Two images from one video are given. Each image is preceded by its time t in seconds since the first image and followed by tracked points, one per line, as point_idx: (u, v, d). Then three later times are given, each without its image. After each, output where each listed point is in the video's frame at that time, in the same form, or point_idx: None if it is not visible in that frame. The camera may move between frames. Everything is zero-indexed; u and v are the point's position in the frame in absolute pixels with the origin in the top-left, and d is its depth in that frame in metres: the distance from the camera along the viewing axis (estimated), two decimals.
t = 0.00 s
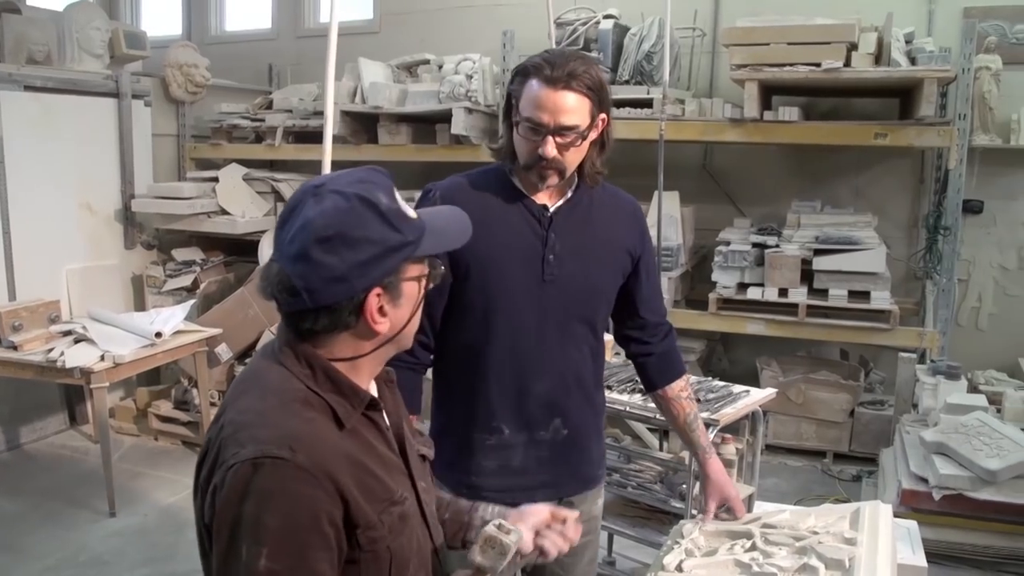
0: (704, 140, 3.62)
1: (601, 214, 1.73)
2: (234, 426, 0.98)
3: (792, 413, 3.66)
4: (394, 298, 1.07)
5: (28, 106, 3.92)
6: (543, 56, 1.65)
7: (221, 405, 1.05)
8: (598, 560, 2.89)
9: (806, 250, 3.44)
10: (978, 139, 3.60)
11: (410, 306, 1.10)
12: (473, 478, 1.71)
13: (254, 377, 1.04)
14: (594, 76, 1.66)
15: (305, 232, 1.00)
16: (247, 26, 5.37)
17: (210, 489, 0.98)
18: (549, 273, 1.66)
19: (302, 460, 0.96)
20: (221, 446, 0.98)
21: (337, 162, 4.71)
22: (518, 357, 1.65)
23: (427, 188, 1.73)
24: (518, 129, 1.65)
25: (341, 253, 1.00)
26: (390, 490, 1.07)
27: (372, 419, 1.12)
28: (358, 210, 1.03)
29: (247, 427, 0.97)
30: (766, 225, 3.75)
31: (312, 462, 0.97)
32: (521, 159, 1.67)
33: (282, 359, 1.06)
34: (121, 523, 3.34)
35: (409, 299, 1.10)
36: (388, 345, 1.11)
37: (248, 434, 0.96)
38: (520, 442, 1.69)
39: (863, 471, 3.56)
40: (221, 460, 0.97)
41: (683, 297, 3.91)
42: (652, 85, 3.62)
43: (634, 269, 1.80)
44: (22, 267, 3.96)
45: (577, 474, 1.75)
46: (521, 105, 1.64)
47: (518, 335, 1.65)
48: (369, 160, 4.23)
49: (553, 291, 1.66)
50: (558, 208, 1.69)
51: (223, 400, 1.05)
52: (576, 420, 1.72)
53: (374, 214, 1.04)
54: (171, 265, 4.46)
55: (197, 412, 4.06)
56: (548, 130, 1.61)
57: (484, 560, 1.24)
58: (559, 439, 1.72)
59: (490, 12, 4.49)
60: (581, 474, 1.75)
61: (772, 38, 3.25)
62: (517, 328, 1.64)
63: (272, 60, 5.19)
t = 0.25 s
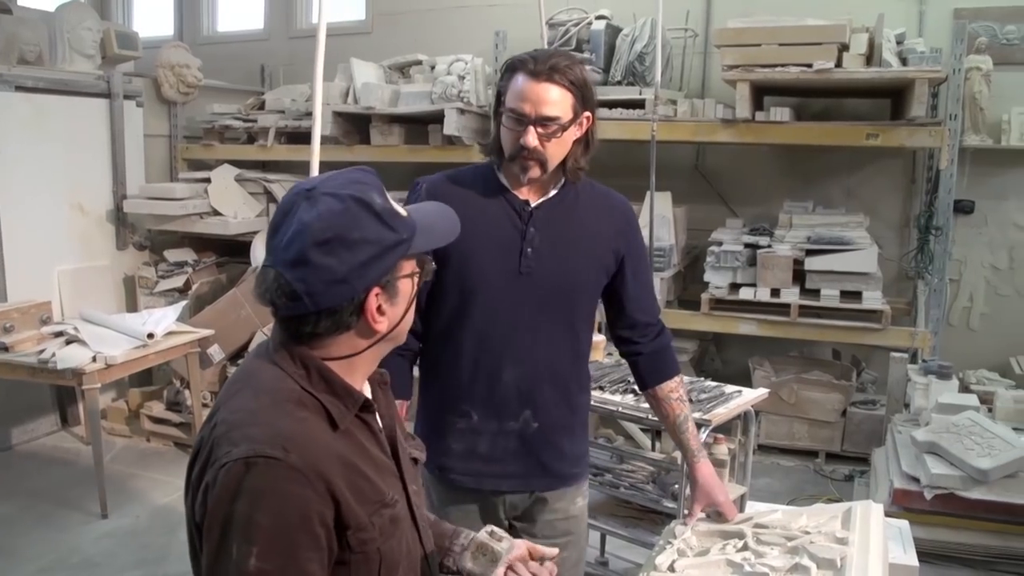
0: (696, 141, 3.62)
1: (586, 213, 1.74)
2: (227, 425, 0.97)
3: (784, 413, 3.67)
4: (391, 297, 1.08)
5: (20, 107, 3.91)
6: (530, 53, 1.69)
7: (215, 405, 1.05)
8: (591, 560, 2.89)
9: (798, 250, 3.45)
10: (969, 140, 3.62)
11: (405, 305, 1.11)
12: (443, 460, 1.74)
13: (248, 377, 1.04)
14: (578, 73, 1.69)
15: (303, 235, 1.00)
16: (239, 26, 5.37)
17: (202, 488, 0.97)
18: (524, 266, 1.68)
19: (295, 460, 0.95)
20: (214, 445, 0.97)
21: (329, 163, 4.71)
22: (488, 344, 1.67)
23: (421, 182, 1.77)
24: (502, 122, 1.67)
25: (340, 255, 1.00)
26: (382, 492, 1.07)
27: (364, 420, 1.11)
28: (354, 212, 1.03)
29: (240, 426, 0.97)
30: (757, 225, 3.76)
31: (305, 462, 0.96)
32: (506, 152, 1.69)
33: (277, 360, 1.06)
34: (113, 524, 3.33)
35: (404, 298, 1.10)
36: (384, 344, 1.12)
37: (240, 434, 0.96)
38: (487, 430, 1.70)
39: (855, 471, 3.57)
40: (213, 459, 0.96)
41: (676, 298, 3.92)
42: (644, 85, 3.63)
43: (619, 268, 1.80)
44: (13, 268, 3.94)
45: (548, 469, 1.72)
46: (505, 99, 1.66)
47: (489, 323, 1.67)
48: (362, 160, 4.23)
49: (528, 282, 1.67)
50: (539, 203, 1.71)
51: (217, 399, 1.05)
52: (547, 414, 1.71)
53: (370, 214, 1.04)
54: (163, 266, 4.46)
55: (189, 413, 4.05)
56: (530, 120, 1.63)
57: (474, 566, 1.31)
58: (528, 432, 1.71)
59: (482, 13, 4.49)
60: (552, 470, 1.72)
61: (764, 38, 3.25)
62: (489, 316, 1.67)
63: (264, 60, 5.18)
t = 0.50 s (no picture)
0: (688, 142, 3.62)
1: (576, 214, 1.74)
2: (224, 427, 0.97)
3: (776, 414, 3.68)
4: (384, 297, 1.08)
5: (11, 108, 3.89)
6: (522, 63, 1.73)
7: (205, 407, 1.04)
8: (584, 562, 2.89)
9: (790, 251, 3.46)
10: (960, 141, 3.63)
11: (396, 303, 1.11)
12: (422, 450, 1.76)
13: (239, 378, 1.03)
14: (569, 81, 1.72)
15: (301, 234, 0.99)
16: (231, 27, 5.36)
17: (201, 490, 0.97)
18: (510, 265, 1.68)
19: (296, 458, 0.95)
20: (210, 447, 0.97)
21: (322, 165, 4.70)
22: (470, 340, 1.68)
23: (413, 186, 1.77)
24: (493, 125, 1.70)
25: (339, 253, 1.00)
26: (378, 490, 1.07)
27: (357, 420, 1.10)
28: (350, 211, 1.03)
29: (237, 427, 0.96)
30: (750, 227, 3.77)
31: (306, 460, 0.96)
32: (496, 155, 1.70)
33: (268, 360, 1.05)
34: (105, 527, 3.31)
35: (396, 297, 1.10)
36: (376, 343, 1.11)
37: (238, 435, 0.95)
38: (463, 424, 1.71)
39: (847, 472, 3.57)
40: (211, 461, 0.96)
41: (668, 299, 3.92)
42: (636, 87, 3.63)
43: (606, 270, 1.80)
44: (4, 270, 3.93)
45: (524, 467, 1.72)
46: (497, 104, 1.69)
47: (471, 319, 1.67)
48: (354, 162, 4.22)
49: (512, 281, 1.68)
50: (527, 206, 1.71)
51: (208, 401, 1.03)
52: (525, 412, 1.71)
53: (366, 214, 1.05)
54: (155, 267, 4.46)
55: (181, 415, 4.03)
56: (520, 123, 1.65)
57: (465, 558, 1.24)
58: (504, 428, 1.71)
59: (474, 14, 4.49)
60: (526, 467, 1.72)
61: (755, 40, 3.26)
62: (472, 312, 1.67)
63: (256, 62, 5.17)
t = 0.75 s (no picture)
0: (683, 144, 3.63)
1: (574, 214, 1.74)
2: (228, 429, 0.97)
3: (771, 415, 3.68)
4: (386, 297, 1.08)
5: (6, 108, 3.89)
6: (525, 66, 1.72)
7: (206, 409, 1.04)
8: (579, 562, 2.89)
9: (784, 252, 3.47)
10: (954, 143, 3.64)
11: (397, 304, 1.11)
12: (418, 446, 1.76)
13: (241, 379, 1.02)
14: (571, 86, 1.71)
15: (309, 232, 0.99)
16: (226, 28, 5.35)
17: (206, 494, 0.96)
18: (507, 265, 1.68)
19: (302, 459, 0.95)
20: (214, 450, 0.97)
21: (317, 166, 4.70)
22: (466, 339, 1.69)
23: (415, 190, 1.78)
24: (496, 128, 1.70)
25: (346, 251, 1.00)
26: (381, 490, 1.06)
27: (358, 420, 1.10)
28: (357, 211, 1.03)
29: (241, 430, 0.96)
30: (744, 228, 3.78)
31: (311, 461, 0.96)
32: (497, 157, 1.70)
33: (269, 362, 1.04)
34: (99, 527, 3.31)
35: (396, 297, 1.10)
36: (377, 343, 1.11)
37: (243, 437, 0.95)
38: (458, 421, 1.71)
39: (841, 472, 3.58)
40: (216, 464, 0.95)
41: (663, 300, 3.92)
42: (631, 88, 3.64)
43: (604, 269, 1.79)
44: None
45: (521, 466, 1.71)
46: (499, 107, 1.69)
47: (469, 318, 1.69)
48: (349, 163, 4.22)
49: (509, 282, 1.68)
50: (525, 207, 1.71)
51: (210, 403, 1.03)
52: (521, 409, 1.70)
53: (371, 214, 1.05)
54: (150, 268, 4.45)
55: (176, 416, 4.02)
56: (521, 127, 1.65)
57: (466, 553, 1.33)
58: (498, 425, 1.71)
59: (469, 15, 4.49)
60: (522, 465, 1.71)
61: (750, 41, 3.27)
62: (470, 311, 1.69)
63: (251, 62, 5.17)
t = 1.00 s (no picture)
0: (678, 144, 3.63)
1: (571, 214, 1.73)
2: (230, 434, 0.96)
3: (766, 415, 3.69)
4: (385, 296, 1.08)
5: None
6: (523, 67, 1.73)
7: (208, 413, 1.03)
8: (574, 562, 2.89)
9: (779, 253, 3.47)
10: (948, 144, 3.65)
11: (397, 301, 1.11)
12: (414, 441, 1.78)
13: (242, 383, 1.02)
14: (568, 87, 1.72)
15: (304, 236, 0.99)
16: (221, 28, 5.34)
17: (209, 499, 0.96)
18: (501, 265, 1.68)
19: (305, 465, 0.95)
20: (217, 455, 0.96)
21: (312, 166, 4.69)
22: (458, 338, 1.70)
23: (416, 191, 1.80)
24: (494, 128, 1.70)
25: (342, 254, 1.00)
26: (383, 491, 1.06)
27: (360, 421, 1.10)
28: (352, 211, 1.03)
29: (243, 435, 0.95)
30: (739, 229, 3.78)
31: (314, 466, 0.96)
32: (496, 157, 1.70)
33: (270, 365, 1.04)
34: (93, 528, 3.29)
35: (396, 295, 1.10)
36: (377, 343, 1.11)
37: (246, 442, 0.95)
38: (452, 419, 1.72)
39: (835, 473, 3.58)
40: (219, 469, 0.95)
41: (658, 300, 3.93)
42: (626, 89, 3.64)
43: (600, 267, 1.77)
44: None
45: (512, 462, 1.71)
46: (498, 107, 1.70)
47: (463, 317, 1.70)
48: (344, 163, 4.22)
49: (503, 281, 1.68)
50: (521, 207, 1.71)
51: (212, 407, 1.03)
52: (514, 407, 1.70)
53: (366, 213, 1.04)
54: (144, 268, 4.44)
55: (170, 417, 4.01)
56: (520, 126, 1.66)
57: (470, 553, 1.26)
58: (491, 424, 1.70)
59: (464, 15, 4.50)
60: (515, 463, 1.71)
61: (745, 42, 3.27)
62: (465, 310, 1.70)
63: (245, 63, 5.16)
